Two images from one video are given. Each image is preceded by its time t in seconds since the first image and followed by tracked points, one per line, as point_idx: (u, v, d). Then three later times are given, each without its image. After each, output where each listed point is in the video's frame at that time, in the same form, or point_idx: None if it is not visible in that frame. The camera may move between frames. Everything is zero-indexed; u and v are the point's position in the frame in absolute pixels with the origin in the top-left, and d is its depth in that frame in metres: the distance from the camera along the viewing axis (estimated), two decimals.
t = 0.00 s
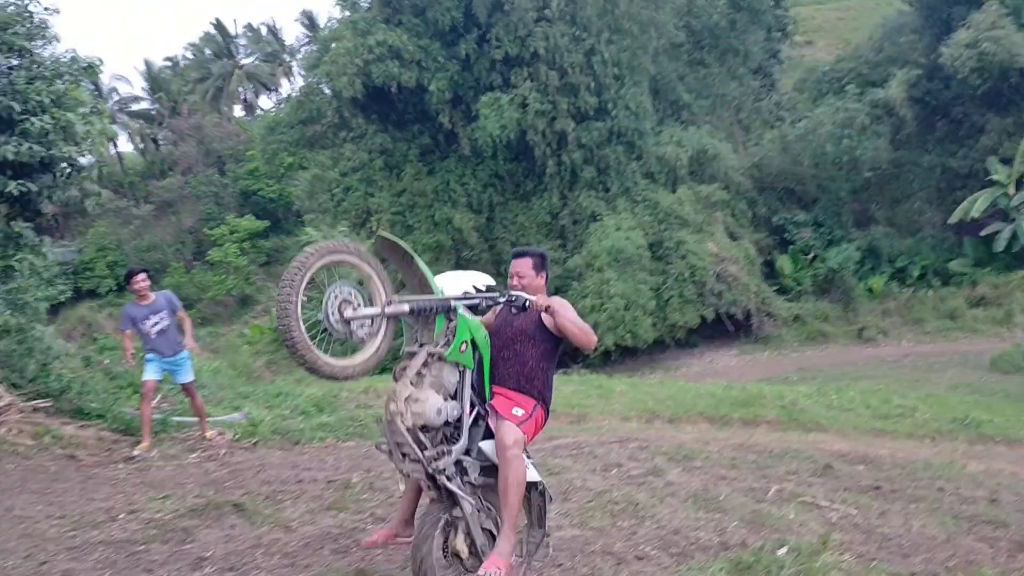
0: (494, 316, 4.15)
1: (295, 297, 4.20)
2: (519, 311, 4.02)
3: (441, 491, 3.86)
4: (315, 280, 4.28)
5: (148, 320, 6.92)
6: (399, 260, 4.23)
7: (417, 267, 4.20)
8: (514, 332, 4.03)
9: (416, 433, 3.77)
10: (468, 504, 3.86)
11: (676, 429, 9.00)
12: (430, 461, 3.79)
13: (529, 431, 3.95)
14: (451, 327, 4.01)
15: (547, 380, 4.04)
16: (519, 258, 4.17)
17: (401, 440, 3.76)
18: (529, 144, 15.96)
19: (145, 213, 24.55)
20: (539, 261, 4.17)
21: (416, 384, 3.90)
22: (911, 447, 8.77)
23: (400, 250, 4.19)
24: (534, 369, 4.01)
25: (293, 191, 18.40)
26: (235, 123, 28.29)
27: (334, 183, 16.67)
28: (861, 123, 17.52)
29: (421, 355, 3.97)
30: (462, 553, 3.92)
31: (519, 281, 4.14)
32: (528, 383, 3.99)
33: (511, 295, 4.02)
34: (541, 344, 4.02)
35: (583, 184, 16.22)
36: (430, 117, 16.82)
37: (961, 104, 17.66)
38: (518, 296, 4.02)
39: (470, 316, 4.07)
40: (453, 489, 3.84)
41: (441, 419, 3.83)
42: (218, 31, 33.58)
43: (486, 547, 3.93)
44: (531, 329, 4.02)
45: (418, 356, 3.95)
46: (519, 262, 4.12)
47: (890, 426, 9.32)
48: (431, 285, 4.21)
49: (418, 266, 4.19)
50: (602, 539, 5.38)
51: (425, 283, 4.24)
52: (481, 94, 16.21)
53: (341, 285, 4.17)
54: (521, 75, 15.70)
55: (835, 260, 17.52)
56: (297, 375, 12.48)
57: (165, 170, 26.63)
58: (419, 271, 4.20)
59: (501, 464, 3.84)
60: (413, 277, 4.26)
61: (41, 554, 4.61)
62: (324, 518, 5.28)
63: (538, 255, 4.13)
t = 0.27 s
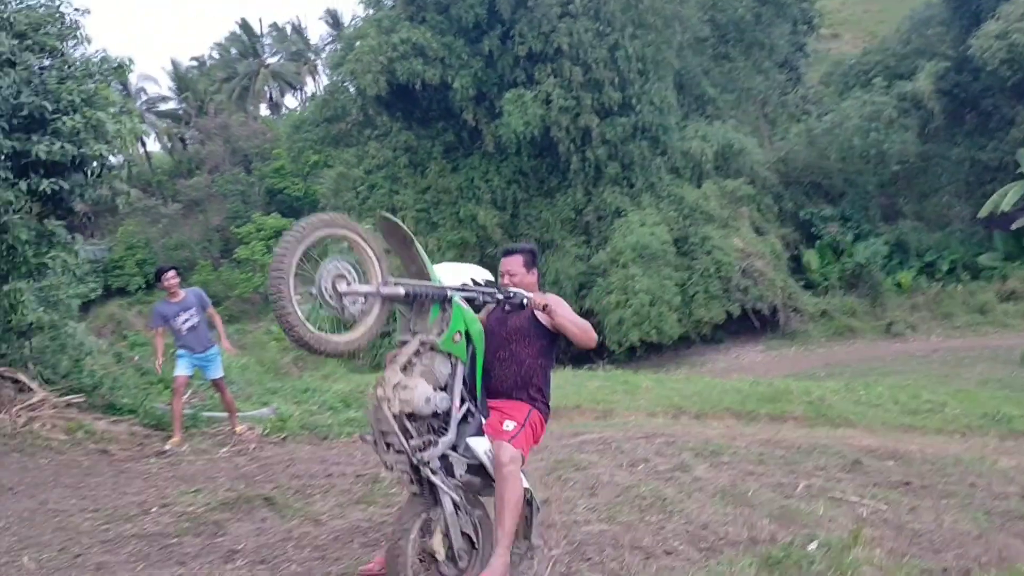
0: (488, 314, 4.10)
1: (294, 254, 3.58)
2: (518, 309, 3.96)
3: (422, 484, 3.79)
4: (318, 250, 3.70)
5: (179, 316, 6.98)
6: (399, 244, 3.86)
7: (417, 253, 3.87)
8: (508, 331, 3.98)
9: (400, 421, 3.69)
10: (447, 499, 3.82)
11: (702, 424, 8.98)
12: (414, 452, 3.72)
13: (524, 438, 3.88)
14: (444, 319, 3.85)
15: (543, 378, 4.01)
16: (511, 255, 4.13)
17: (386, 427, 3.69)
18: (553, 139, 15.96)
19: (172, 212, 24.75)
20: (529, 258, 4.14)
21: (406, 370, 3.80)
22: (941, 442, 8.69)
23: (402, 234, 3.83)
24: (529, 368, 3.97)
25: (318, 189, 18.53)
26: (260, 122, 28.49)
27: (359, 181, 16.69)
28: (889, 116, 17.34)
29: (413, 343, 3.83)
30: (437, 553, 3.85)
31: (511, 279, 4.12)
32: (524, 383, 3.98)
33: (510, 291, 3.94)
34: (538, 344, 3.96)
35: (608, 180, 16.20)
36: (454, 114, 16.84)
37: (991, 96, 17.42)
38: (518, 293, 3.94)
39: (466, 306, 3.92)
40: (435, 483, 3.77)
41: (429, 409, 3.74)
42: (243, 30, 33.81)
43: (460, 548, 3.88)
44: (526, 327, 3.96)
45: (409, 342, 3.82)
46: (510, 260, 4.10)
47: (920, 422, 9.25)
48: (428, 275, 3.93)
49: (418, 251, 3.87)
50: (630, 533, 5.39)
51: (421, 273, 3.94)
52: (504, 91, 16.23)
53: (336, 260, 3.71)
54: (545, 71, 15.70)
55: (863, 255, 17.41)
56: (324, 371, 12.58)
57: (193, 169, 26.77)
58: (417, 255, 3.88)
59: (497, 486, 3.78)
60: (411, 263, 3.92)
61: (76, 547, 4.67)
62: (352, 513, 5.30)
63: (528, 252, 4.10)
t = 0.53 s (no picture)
0: (486, 314, 4.07)
1: (280, 252, 3.71)
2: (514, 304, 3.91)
3: (414, 477, 3.83)
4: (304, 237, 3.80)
5: (190, 313, 6.98)
6: (393, 232, 3.93)
7: (413, 245, 3.91)
8: (505, 333, 3.97)
9: (391, 412, 3.72)
10: (440, 495, 3.83)
11: (715, 419, 8.93)
12: (405, 445, 3.75)
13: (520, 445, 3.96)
14: (439, 308, 3.89)
15: (539, 380, 4.03)
16: (507, 253, 4.11)
17: (378, 419, 3.72)
18: (563, 133, 15.89)
19: (183, 208, 24.79)
20: (526, 257, 4.12)
21: (400, 361, 3.82)
22: (956, 436, 8.63)
23: (396, 223, 3.90)
24: (526, 369, 3.99)
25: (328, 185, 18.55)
26: (270, 117, 28.52)
27: (369, 175, 16.82)
28: (902, 108, 17.09)
29: (406, 335, 3.86)
30: (428, 549, 3.90)
31: (507, 277, 4.10)
32: (521, 386, 4.00)
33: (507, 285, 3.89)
34: (533, 346, 3.96)
35: (618, 174, 16.13)
36: (463, 109, 16.77)
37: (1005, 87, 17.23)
38: (515, 288, 3.89)
39: (461, 297, 3.94)
40: (426, 477, 3.80)
41: (421, 401, 3.77)
42: (253, 26, 33.81)
43: (451, 545, 3.92)
44: (522, 329, 3.94)
45: (404, 335, 3.84)
46: (507, 259, 4.07)
47: (934, 416, 9.19)
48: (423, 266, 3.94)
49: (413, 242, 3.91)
50: (644, 528, 5.36)
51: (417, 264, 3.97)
52: (514, 84, 16.07)
53: (326, 247, 3.80)
54: (555, 64, 15.53)
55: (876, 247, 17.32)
56: (335, 367, 12.60)
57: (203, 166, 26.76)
58: (412, 245, 3.91)
59: (498, 488, 3.89)
60: (405, 253, 3.96)
61: (89, 543, 4.67)
62: (364, 507, 5.29)
63: (524, 252, 4.07)
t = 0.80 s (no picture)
0: (497, 308, 4.15)
1: (277, 213, 3.79)
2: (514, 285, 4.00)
3: (405, 458, 3.96)
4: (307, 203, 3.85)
5: (224, 299, 7.07)
6: (394, 208, 4.07)
7: (412, 220, 4.01)
8: (511, 323, 4.06)
9: (383, 392, 3.83)
10: (430, 479, 3.96)
11: (747, 396, 8.92)
12: (398, 425, 3.88)
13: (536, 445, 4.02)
14: (437, 287, 4.01)
15: (546, 374, 4.10)
16: (517, 243, 4.17)
17: (372, 398, 3.83)
18: (589, 112, 15.80)
19: (212, 196, 24.97)
20: (536, 247, 4.14)
21: (397, 338, 3.95)
22: (994, 408, 8.54)
23: (396, 199, 4.04)
24: (530, 363, 4.06)
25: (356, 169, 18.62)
26: (296, 102, 28.62)
27: (395, 159, 16.90)
28: (933, 77, 16.74)
29: (404, 313, 3.97)
30: (413, 533, 4.00)
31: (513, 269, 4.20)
32: (527, 380, 4.07)
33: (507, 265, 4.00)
34: (535, 340, 4.04)
35: (645, 152, 16.04)
36: (488, 90, 16.69)
37: None
38: (516, 267, 3.99)
39: (460, 276, 4.05)
40: (418, 458, 3.94)
41: (413, 380, 3.89)
42: (277, 11, 33.86)
43: (437, 531, 4.03)
44: (526, 321, 4.04)
45: (403, 312, 3.97)
46: (516, 248, 4.14)
47: (970, 388, 9.09)
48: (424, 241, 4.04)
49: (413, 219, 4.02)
50: (678, 506, 5.37)
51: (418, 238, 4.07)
52: (539, 63, 15.95)
53: (326, 216, 3.86)
54: (579, 41, 15.38)
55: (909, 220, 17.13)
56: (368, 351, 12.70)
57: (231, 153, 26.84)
58: (411, 220, 4.02)
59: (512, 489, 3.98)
60: (404, 226, 4.07)
61: (134, 526, 4.76)
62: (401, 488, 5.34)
63: (535, 242, 4.14)
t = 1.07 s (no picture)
0: (502, 304, 4.12)
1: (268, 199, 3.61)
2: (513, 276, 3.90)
3: (398, 451, 3.89)
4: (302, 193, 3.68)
5: (237, 294, 7.09)
6: (387, 199, 3.95)
7: (407, 211, 3.91)
8: (514, 316, 4.02)
9: (378, 384, 3.76)
10: (421, 474, 3.90)
11: (760, 384, 8.92)
12: (391, 418, 3.82)
13: (538, 448, 3.96)
14: (434, 279, 3.91)
15: (552, 367, 4.03)
16: (518, 236, 4.07)
17: (365, 390, 3.76)
18: (599, 101, 15.73)
19: (223, 189, 25.05)
20: (537, 239, 4.07)
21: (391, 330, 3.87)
22: (1008, 395, 8.49)
23: (390, 188, 3.91)
24: (535, 355, 3.99)
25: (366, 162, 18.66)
26: (306, 95, 28.68)
27: (405, 151, 16.90)
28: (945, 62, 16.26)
29: (400, 305, 3.89)
30: (403, 530, 3.90)
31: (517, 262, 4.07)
32: (532, 375, 4.00)
33: (506, 255, 3.90)
34: (546, 328, 3.99)
35: (655, 141, 15.98)
36: (497, 80, 16.64)
37: None
38: (514, 258, 3.89)
39: (457, 268, 3.95)
40: (410, 452, 3.88)
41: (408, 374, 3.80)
42: (285, 4, 33.91)
43: (427, 529, 3.93)
44: (530, 312, 3.99)
45: (399, 304, 3.88)
46: (517, 241, 4.04)
47: (985, 374, 9.06)
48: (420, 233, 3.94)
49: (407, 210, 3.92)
50: (693, 495, 5.36)
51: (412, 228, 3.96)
52: (548, 54, 15.96)
53: (317, 204, 3.71)
54: (588, 31, 15.37)
55: (921, 206, 17.05)
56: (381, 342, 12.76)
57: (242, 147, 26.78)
58: (406, 210, 3.91)
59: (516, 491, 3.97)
60: (399, 218, 3.96)
61: (152, 520, 4.79)
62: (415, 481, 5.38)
63: (535, 235, 4.05)
